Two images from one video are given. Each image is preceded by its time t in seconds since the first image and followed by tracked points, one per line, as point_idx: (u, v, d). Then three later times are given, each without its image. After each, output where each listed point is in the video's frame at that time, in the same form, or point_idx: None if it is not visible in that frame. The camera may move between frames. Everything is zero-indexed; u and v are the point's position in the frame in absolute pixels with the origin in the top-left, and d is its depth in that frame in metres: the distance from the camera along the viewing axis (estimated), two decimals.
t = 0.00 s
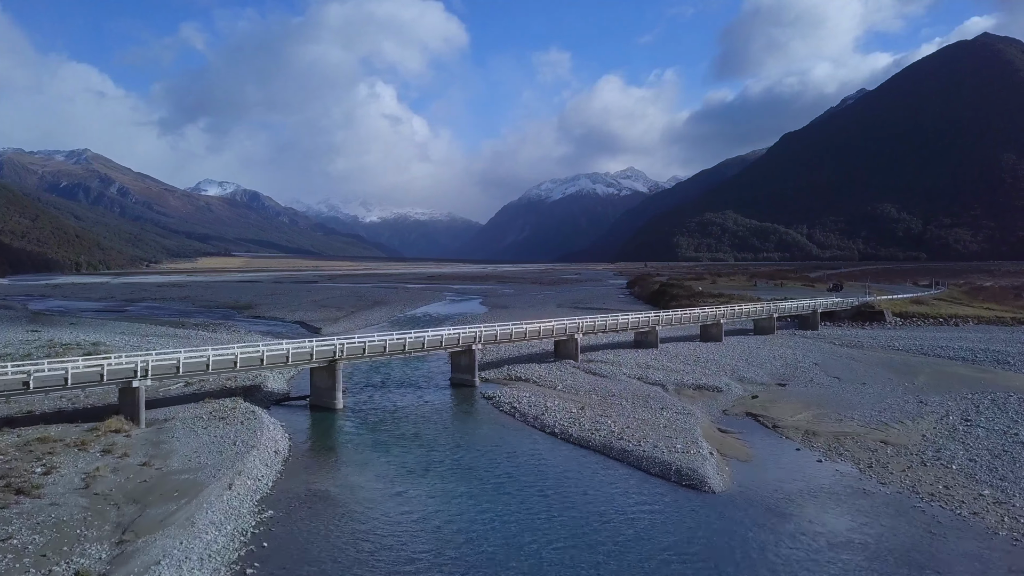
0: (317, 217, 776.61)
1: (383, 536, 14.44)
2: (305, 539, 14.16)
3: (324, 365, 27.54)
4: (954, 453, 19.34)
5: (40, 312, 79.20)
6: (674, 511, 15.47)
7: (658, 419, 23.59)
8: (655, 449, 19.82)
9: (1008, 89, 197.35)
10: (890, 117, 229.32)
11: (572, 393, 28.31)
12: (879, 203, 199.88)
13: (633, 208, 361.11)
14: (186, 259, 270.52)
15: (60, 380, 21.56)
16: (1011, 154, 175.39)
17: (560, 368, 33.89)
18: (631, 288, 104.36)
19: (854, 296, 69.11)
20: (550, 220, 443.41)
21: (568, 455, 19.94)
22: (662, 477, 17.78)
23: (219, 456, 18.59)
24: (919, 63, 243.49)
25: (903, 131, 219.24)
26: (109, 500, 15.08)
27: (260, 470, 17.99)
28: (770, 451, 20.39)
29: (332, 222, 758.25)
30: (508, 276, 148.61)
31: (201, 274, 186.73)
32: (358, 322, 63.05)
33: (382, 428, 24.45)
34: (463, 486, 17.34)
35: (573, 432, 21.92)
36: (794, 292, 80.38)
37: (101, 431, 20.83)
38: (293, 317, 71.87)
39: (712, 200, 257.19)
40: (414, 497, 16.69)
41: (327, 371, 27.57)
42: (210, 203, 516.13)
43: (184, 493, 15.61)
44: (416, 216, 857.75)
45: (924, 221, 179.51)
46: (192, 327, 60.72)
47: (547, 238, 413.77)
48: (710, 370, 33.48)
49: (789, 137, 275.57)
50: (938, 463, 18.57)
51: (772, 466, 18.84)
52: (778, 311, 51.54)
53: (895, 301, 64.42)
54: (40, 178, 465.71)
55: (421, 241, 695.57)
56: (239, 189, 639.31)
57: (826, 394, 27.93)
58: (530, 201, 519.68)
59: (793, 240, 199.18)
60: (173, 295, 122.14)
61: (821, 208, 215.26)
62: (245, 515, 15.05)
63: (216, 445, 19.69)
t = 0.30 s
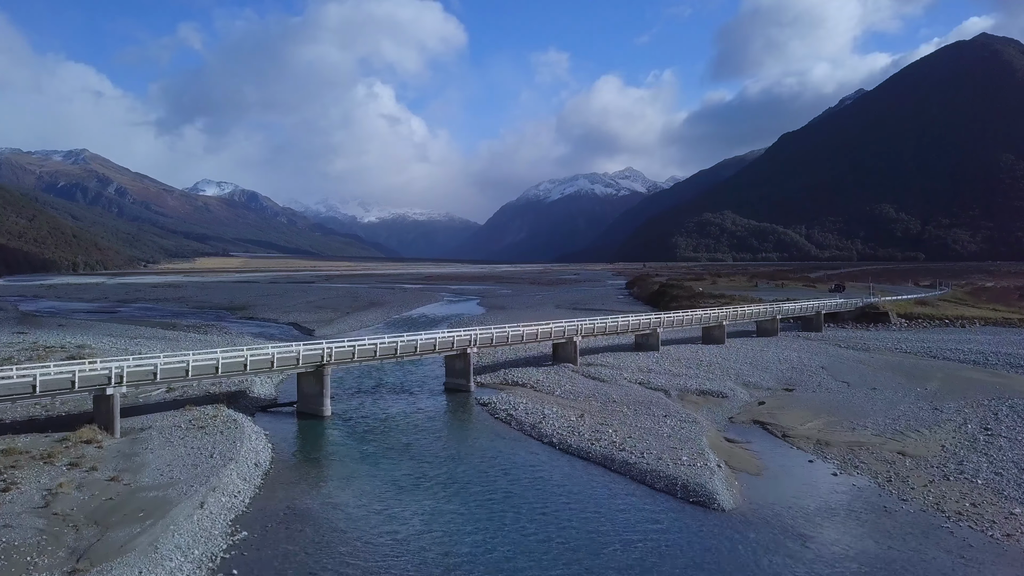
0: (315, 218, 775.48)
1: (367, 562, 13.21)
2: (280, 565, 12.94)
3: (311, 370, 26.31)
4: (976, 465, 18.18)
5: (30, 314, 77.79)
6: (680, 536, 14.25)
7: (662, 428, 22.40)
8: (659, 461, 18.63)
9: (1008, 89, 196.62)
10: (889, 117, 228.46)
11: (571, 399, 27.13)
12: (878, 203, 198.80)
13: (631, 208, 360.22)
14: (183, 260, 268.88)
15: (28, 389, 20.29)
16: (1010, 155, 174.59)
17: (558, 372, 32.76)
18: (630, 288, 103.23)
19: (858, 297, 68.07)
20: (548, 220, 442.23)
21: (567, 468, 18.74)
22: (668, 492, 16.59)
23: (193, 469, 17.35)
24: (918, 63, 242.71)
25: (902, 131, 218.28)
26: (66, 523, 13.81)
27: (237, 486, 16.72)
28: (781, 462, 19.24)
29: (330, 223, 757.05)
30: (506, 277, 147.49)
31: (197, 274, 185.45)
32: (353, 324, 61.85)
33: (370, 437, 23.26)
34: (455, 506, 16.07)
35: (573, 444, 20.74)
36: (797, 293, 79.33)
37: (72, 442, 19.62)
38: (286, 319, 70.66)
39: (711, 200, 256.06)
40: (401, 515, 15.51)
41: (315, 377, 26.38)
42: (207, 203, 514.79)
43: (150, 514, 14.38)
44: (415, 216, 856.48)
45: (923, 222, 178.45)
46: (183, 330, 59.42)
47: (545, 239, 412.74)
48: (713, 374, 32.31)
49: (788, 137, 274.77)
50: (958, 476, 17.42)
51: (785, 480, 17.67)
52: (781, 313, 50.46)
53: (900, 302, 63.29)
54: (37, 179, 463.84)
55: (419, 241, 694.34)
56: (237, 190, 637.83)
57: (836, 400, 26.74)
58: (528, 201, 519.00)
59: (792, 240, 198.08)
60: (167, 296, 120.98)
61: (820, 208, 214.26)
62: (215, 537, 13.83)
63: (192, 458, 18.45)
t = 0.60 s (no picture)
0: (313, 219, 774.62)
1: None
2: None
3: (296, 377, 25.09)
4: (1002, 480, 17.03)
5: (20, 315, 76.65)
6: (687, 560, 13.10)
7: (667, 439, 21.22)
8: (665, 477, 17.41)
9: (1007, 89, 195.72)
10: (887, 116, 227.60)
11: (569, 406, 25.96)
12: (877, 203, 197.80)
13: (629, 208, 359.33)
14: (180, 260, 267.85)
15: None
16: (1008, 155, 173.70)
17: (556, 377, 31.62)
18: (629, 289, 102.14)
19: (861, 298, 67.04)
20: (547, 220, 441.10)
21: (567, 484, 17.57)
22: (675, 511, 15.42)
23: (164, 486, 16.09)
24: (917, 63, 241.86)
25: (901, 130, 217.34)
26: (17, 548, 12.56)
27: (209, 505, 15.47)
28: (794, 476, 18.12)
29: (328, 223, 756.11)
30: (503, 277, 146.34)
31: (195, 274, 184.36)
32: (347, 326, 60.76)
33: (357, 447, 22.07)
34: (445, 529, 14.84)
35: (573, 455, 19.59)
36: (798, 294, 78.31)
37: (39, 454, 18.35)
38: (280, 320, 69.53)
39: (710, 201, 254.99)
40: (386, 540, 14.33)
41: (301, 384, 25.17)
42: (205, 203, 513.59)
43: (110, 538, 13.16)
44: (413, 216, 855.43)
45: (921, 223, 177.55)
46: (173, 332, 58.26)
47: (543, 239, 411.92)
48: (716, 379, 31.15)
49: (787, 136, 273.86)
50: (985, 491, 16.29)
51: (799, 497, 16.50)
52: (784, 315, 49.35)
53: (904, 303, 62.19)
54: (35, 179, 462.52)
55: (418, 241, 693.38)
56: (235, 190, 637.00)
57: (848, 408, 25.53)
58: (526, 201, 518.23)
59: (790, 241, 197.01)
60: (162, 296, 119.85)
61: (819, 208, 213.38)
62: (182, 566, 12.61)
63: (163, 472, 17.19)
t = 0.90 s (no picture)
0: (311, 219, 773.28)
1: None
2: None
3: (281, 383, 23.87)
4: None
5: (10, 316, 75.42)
6: None
7: (672, 450, 20.04)
8: (671, 492, 16.24)
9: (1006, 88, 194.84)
10: (886, 115, 226.75)
11: (569, 413, 24.77)
12: (876, 203, 196.85)
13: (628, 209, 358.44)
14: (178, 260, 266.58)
15: None
16: (1007, 156, 172.87)
17: (554, 382, 30.45)
18: (628, 290, 101.00)
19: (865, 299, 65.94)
20: (545, 221, 439.87)
21: (567, 501, 16.38)
22: (683, 532, 14.27)
23: (128, 507, 14.78)
24: (915, 62, 241.04)
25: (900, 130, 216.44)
26: None
27: (177, 527, 14.20)
28: (809, 493, 16.93)
29: (326, 224, 754.98)
30: (501, 278, 145.31)
31: (192, 275, 183.12)
32: (341, 328, 59.54)
33: (345, 458, 20.88)
34: (434, 554, 13.65)
35: (572, 469, 18.43)
36: (799, 294, 77.31)
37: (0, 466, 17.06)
38: (274, 321, 68.30)
39: (708, 201, 253.83)
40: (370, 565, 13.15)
41: (285, 390, 23.93)
42: (203, 203, 511.96)
43: (62, 567, 11.95)
44: (411, 216, 854.01)
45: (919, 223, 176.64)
46: (163, 334, 57.01)
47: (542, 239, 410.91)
48: (720, 384, 29.98)
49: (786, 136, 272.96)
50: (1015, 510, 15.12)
51: (815, 516, 15.33)
52: (788, 316, 48.20)
53: (908, 304, 61.09)
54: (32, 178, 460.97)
55: (416, 241, 692.26)
56: (233, 190, 635.60)
57: (860, 416, 24.38)
58: (525, 202, 517.28)
59: (789, 241, 195.93)
60: (157, 297, 118.48)
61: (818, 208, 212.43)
62: None
63: (130, 488, 15.92)
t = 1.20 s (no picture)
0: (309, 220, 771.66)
1: None
2: None
3: (265, 390, 22.63)
4: None
5: None
6: None
7: (677, 463, 18.86)
8: (677, 511, 15.05)
9: (1005, 88, 194.09)
10: (885, 115, 225.86)
11: (567, 421, 23.62)
12: (875, 203, 195.85)
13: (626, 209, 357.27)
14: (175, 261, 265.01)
15: None
16: (1006, 156, 172.03)
17: (551, 387, 29.28)
18: (627, 291, 99.87)
19: (868, 300, 64.76)
20: (543, 221, 438.95)
21: (566, 521, 15.17)
22: (692, 557, 13.14)
23: (85, 532, 13.48)
24: (914, 63, 240.31)
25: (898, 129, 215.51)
26: None
27: (140, 555, 12.98)
28: (828, 512, 15.69)
29: (325, 224, 753.50)
30: (500, 278, 144.01)
31: (188, 275, 182.06)
32: (335, 330, 58.31)
33: (331, 469, 19.70)
34: None
35: (574, 483, 17.26)
36: (800, 295, 76.32)
37: None
38: (267, 323, 67.04)
39: (707, 201, 252.78)
40: None
41: (269, 398, 22.70)
42: (201, 203, 510.68)
43: None
44: (409, 217, 851.97)
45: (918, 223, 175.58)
46: (153, 336, 55.75)
47: (540, 239, 409.79)
48: (725, 390, 28.81)
49: (785, 136, 272.08)
50: None
51: (834, 537, 14.19)
52: (792, 318, 47.12)
53: (915, 306, 59.83)
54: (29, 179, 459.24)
55: (413, 242, 690.83)
56: (231, 191, 633.83)
57: (873, 423, 23.29)
58: (523, 202, 516.27)
59: (787, 241, 194.88)
60: (151, 298, 117.06)
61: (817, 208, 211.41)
62: None
63: (91, 509, 14.61)
